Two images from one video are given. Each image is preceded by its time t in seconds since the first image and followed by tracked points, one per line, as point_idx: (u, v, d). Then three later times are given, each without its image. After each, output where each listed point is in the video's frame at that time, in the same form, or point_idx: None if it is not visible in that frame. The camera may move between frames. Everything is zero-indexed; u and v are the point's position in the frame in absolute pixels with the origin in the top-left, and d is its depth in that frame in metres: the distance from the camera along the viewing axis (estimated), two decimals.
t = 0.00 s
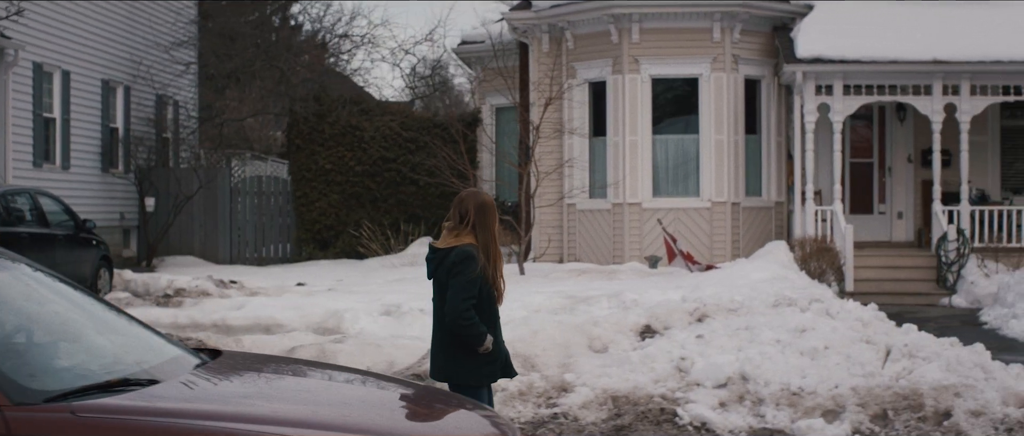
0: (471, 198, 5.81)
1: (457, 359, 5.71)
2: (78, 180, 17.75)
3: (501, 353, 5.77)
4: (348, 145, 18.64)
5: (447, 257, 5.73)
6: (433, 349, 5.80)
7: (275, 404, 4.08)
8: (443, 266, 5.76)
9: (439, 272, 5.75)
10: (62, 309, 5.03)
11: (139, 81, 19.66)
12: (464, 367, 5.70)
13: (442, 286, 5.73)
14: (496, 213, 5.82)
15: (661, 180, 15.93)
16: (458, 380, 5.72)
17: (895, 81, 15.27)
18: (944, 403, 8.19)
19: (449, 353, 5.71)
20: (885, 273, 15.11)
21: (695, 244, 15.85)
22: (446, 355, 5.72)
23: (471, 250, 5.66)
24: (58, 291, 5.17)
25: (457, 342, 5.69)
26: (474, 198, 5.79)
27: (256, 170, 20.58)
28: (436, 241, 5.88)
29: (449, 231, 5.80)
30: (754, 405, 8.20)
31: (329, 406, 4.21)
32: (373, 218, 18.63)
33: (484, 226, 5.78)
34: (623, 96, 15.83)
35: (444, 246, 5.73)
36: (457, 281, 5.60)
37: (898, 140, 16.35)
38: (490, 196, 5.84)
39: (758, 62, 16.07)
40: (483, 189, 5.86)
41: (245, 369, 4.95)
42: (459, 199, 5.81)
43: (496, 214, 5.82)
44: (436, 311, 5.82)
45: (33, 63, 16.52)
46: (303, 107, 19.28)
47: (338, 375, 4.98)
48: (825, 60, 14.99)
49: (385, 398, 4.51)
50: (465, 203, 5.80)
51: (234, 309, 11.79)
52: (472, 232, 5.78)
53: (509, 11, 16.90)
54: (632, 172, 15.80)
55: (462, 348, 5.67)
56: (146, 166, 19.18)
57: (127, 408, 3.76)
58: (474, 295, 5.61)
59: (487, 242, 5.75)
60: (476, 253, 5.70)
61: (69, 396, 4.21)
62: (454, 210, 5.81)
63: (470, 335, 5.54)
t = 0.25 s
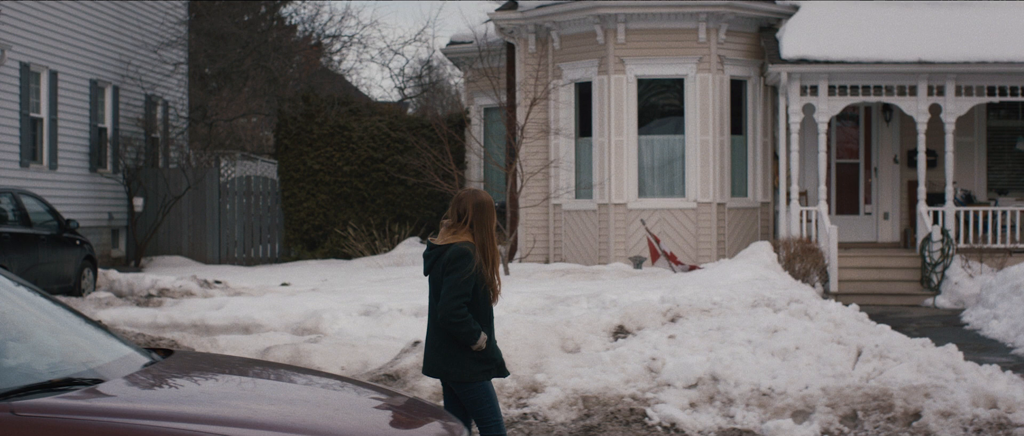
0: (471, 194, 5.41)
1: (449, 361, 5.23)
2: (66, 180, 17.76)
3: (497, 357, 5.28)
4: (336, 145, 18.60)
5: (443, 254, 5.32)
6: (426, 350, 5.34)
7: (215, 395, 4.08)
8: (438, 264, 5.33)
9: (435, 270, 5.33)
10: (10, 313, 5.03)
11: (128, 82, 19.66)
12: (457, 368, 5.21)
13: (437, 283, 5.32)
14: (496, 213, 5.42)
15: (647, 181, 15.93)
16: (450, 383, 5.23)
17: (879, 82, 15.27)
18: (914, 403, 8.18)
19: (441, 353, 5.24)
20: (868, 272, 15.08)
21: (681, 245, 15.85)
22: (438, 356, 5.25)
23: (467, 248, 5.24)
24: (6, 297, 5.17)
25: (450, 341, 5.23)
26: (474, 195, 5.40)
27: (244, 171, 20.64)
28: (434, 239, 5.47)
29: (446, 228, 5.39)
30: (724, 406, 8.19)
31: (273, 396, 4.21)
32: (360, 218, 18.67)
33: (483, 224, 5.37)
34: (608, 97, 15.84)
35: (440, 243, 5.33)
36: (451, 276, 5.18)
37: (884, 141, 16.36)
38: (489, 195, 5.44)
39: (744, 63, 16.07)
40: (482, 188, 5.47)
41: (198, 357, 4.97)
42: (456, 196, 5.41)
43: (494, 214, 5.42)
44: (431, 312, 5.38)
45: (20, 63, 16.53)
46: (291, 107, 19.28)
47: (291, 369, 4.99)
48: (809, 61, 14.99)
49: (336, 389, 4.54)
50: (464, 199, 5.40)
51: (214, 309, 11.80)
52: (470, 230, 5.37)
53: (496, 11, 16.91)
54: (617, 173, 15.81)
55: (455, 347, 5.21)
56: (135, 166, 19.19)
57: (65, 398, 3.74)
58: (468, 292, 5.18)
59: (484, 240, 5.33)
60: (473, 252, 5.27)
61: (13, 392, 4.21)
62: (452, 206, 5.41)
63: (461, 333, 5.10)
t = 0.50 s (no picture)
0: (470, 201, 5.54)
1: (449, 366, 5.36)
2: (53, 181, 17.76)
3: (496, 363, 5.42)
4: (324, 146, 18.56)
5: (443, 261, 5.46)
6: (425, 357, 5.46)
7: (156, 393, 4.08)
8: (439, 269, 5.47)
9: (435, 277, 5.47)
10: None
11: (116, 82, 19.66)
12: (456, 374, 5.34)
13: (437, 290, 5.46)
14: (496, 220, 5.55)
15: (631, 182, 15.94)
16: (448, 388, 5.36)
17: (863, 83, 15.27)
18: (883, 405, 8.19)
19: (440, 359, 5.37)
20: (849, 275, 15.10)
21: (665, 246, 15.85)
22: (437, 362, 5.37)
23: (469, 255, 5.38)
24: None
25: (449, 348, 5.36)
26: (472, 201, 5.52)
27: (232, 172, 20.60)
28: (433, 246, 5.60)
29: (446, 235, 5.52)
30: (693, 407, 8.20)
31: (216, 394, 4.22)
32: (347, 218, 18.65)
33: (482, 232, 5.51)
34: (593, 98, 15.84)
35: (441, 249, 5.47)
36: (452, 283, 5.31)
37: (869, 143, 16.36)
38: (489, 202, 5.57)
39: (729, 64, 16.06)
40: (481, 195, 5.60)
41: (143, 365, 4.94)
42: (457, 203, 5.53)
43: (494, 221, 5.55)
44: (431, 318, 5.51)
45: (7, 64, 16.52)
46: (278, 108, 19.26)
47: (240, 371, 4.99)
48: (793, 63, 14.99)
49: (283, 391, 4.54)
50: (463, 206, 5.53)
51: (193, 309, 11.81)
52: (470, 238, 5.51)
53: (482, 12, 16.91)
54: (602, 174, 15.82)
55: (454, 354, 5.34)
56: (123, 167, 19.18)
57: None
58: (467, 299, 5.31)
59: (484, 247, 5.48)
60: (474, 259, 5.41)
61: None
62: (452, 213, 5.53)
63: (461, 338, 5.24)
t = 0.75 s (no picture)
0: (474, 198, 5.60)
1: (463, 363, 5.46)
2: (40, 181, 17.76)
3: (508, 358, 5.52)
4: (311, 147, 18.60)
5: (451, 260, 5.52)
6: (436, 355, 5.56)
7: (93, 409, 4.11)
8: (447, 268, 5.54)
9: (444, 276, 5.54)
10: None
11: (104, 82, 19.67)
12: (470, 374, 5.45)
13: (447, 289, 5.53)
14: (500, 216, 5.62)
15: (616, 183, 15.95)
16: (462, 387, 5.47)
17: (847, 84, 15.28)
18: (853, 405, 8.18)
19: (453, 360, 5.47)
20: (832, 275, 15.12)
21: (650, 247, 15.85)
22: (451, 362, 5.47)
23: (478, 253, 5.45)
24: None
25: (462, 348, 5.45)
26: (476, 198, 5.58)
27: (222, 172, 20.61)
28: (439, 244, 5.67)
29: (452, 234, 5.58)
30: (663, 407, 8.20)
31: (163, 413, 4.21)
32: (334, 219, 18.66)
33: (488, 228, 5.58)
34: (578, 99, 15.84)
35: (448, 248, 5.53)
36: (463, 284, 5.38)
37: (855, 143, 16.36)
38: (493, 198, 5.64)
39: (713, 65, 16.07)
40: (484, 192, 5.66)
41: (95, 370, 4.92)
42: (461, 200, 5.59)
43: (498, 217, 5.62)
44: (440, 317, 5.59)
45: None
46: (267, 108, 19.28)
47: (191, 377, 5.00)
48: (777, 63, 14.98)
49: (234, 403, 4.53)
50: (468, 203, 5.59)
51: (172, 309, 11.82)
52: (476, 235, 5.57)
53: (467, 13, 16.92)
54: (588, 174, 15.82)
55: (467, 354, 5.44)
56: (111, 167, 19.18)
57: None
58: (479, 298, 5.39)
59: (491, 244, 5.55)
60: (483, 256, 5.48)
61: None
62: (457, 211, 5.60)
63: (474, 337, 5.32)
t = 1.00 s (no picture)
0: (475, 198, 5.72)
1: (457, 364, 5.59)
2: (26, 182, 17.75)
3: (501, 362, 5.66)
4: (298, 147, 18.63)
5: (450, 260, 5.64)
6: (431, 355, 5.67)
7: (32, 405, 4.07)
8: (446, 268, 5.66)
9: (442, 276, 5.66)
10: None
11: (92, 84, 19.66)
12: (465, 376, 5.58)
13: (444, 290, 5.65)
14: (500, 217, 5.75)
15: (601, 183, 15.95)
16: (456, 388, 5.60)
17: (832, 85, 15.27)
18: (822, 406, 8.18)
19: (449, 361, 5.59)
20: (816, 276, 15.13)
21: (635, 248, 15.85)
22: (446, 363, 5.59)
23: (478, 255, 5.57)
24: None
25: (457, 350, 5.58)
26: (478, 199, 5.71)
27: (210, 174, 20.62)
28: (437, 244, 5.78)
29: (452, 234, 5.70)
30: (633, 408, 8.20)
31: (111, 421, 4.10)
32: (321, 220, 18.67)
33: (487, 230, 5.70)
34: (562, 100, 15.84)
35: (448, 248, 5.65)
36: (462, 286, 5.50)
37: (840, 144, 16.36)
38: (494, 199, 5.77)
39: (698, 65, 16.08)
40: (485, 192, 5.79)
41: (52, 368, 4.80)
42: (463, 200, 5.72)
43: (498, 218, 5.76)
44: (437, 317, 5.71)
45: None
46: (254, 109, 19.31)
47: (143, 375, 4.97)
48: (761, 64, 14.98)
49: (192, 412, 4.42)
50: (469, 203, 5.72)
51: (151, 310, 11.83)
52: (476, 235, 5.70)
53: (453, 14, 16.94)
54: (572, 175, 15.82)
55: (463, 356, 5.57)
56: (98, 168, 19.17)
57: None
58: (477, 300, 5.51)
59: (490, 246, 5.68)
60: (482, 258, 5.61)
61: None
62: (458, 211, 5.72)
63: (471, 339, 5.45)
